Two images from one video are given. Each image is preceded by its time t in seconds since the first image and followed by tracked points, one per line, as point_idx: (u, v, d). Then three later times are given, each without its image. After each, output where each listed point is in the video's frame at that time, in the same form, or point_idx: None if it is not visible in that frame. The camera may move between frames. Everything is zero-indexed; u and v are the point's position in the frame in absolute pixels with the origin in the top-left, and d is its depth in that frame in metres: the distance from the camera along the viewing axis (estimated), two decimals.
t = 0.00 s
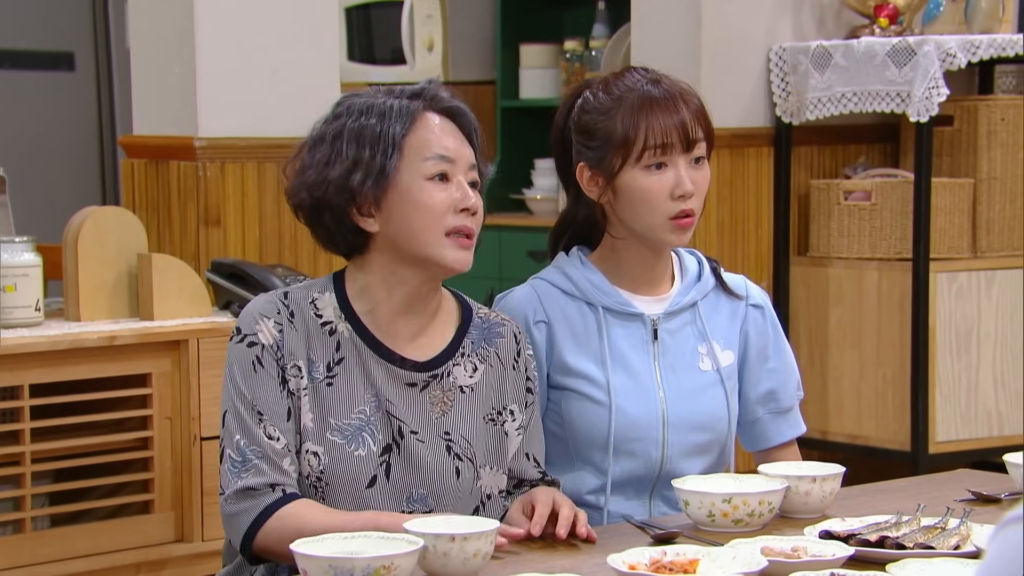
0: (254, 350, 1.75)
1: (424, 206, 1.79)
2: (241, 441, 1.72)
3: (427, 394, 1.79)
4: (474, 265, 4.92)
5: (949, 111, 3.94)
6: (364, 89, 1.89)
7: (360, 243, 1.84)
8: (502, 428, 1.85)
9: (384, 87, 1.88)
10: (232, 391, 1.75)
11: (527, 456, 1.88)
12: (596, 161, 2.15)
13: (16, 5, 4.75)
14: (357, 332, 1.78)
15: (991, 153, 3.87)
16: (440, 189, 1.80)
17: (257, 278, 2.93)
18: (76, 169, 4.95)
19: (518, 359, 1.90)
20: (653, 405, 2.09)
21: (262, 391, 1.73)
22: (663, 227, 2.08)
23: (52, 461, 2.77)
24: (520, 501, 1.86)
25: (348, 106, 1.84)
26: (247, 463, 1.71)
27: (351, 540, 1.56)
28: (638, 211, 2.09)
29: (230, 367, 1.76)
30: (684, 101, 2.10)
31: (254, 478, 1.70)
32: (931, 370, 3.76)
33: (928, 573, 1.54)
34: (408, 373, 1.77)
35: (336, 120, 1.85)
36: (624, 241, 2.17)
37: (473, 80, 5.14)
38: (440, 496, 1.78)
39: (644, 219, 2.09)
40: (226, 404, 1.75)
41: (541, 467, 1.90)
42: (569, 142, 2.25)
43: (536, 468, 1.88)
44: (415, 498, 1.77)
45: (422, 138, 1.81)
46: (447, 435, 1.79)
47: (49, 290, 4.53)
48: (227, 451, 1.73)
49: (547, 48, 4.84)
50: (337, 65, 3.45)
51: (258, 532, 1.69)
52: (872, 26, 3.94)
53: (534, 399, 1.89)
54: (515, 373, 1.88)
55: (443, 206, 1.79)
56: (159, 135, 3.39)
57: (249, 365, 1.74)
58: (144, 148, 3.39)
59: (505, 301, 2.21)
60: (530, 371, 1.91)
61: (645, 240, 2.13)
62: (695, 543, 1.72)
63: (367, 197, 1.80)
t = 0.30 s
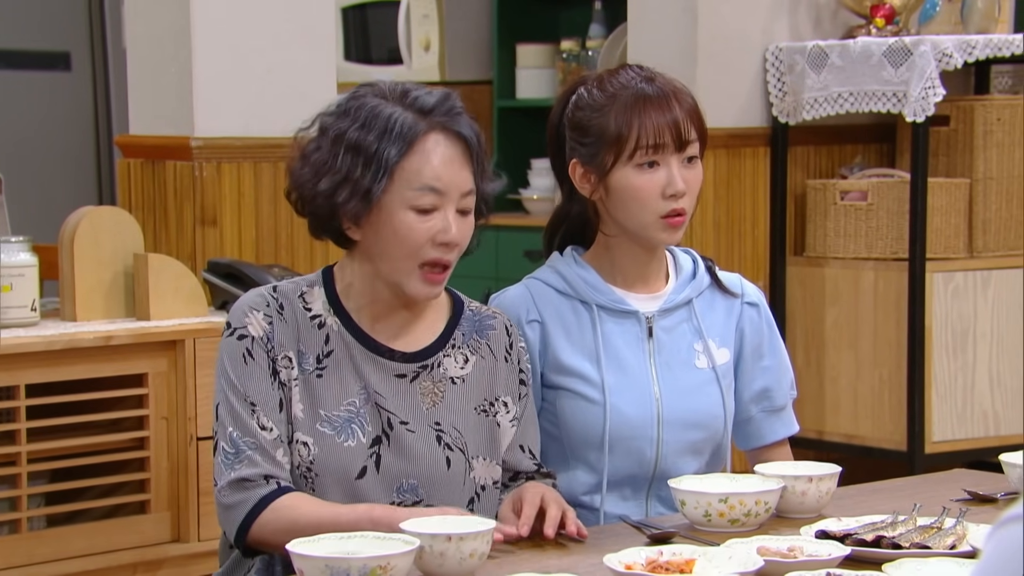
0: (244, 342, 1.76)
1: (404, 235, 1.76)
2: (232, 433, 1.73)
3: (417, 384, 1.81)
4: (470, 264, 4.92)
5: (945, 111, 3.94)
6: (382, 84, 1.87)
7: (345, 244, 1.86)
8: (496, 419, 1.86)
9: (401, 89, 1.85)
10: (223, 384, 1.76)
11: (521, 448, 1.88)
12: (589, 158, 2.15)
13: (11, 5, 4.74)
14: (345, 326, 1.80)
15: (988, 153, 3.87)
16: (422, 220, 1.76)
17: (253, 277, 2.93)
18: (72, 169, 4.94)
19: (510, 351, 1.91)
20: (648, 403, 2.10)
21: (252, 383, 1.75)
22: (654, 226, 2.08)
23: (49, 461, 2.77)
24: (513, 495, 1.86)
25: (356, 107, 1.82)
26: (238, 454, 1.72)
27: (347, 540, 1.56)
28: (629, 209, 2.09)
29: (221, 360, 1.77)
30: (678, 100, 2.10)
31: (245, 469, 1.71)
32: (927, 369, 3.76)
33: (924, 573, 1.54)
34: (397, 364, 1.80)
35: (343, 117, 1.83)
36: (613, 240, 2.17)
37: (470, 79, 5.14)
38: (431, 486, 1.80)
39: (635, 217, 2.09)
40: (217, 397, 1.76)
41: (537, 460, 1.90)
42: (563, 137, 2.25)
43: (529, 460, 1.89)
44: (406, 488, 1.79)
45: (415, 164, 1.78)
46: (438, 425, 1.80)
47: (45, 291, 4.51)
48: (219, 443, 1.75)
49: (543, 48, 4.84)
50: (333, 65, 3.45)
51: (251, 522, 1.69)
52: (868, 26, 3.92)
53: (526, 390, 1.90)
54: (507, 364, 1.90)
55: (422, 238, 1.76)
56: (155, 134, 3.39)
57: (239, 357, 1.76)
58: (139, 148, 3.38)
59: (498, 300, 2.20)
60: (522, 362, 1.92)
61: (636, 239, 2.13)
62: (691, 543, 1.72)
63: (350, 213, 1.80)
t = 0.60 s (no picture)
0: (241, 340, 1.77)
1: (397, 236, 1.77)
2: (231, 431, 1.73)
3: (416, 383, 1.81)
4: (468, 264, 4.92)
5: (942, 111, 3.94)
6: (379, 84, 1.87)
7: (341, 243, 1.86)
8: (494, 419, 1.86)
9: (398, 89, 1.86)
10: (220, 382, 1.76)
11: (519, 447, 1.88)
12: (582, 156, 2.15)
13: (8, 5, 4.72)
14: (343, 325, 1.80)
15: (985, 153, 3.87)
16: (415, 220, 1.77)
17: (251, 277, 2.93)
18: (70, 170, 4.93)
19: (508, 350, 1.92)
20: (643, 399, 2.10)
21: (251, 381, 1.75)
22: (646, 225, 2.09)
23: (46, 461, 2.77)
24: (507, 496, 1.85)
25: (352, 108, 1.82)
26: (238, 452, 1.72)
27: (344, 539, 1.56)
28: (621, 208, 2.10)
29: (218, 358, 1.77)
30: (671, 100, 2.10)
31: (245, 466, 1.71)
32: (925, 369, 3.76)
33: (921, 573, 1.54)
34: (396, 363, 1.80)
35: (339, 117, 1.84)
36: (605, 238, 2.18)
37: (468, 80, 5.14)
38: (430, 485, 1.80)
39: (626, 216, 2.10)
40: (216, 397, 1.76)
41: (536, 459, 1.90)
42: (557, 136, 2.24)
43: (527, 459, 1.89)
44: (405, 488, 1.78)
45: (408, 165, 1.78)
46: (436, 424, 1.81)
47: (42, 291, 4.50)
48: (218, 442, 1.75)
49: (541, 48, 4.84)
50: (331, 64, 3.45)
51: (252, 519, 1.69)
52: (866, 26, 3.93)
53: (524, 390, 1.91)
54: (505, 364, 1.90)
55: (416, 239, 1.76)
56: (152, 134, 3.38)
57: (237, 356, 1.76)
58: (137, 148, 3.37)
59: (492, 299, 2.20)
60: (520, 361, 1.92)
61: (628, 237, 2.13)
62: (688, 543, 1.72)
63: (344, 214, 1.81)
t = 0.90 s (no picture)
0: (262, 344, 1.76)
1: (400, 222, 1.78)
2: (277, 424, 1.72)
3: (420, 392, 1.81)
4: (468, 265, 4.92)
5: (942, 111, 3.94)
6: (370, 82, 1.88)
7: (344, 241, 1.86)
8: (496, 421, 1.87)
9: (389, 84, 1.86)
10: (246, 384, 1.75)
11: (520, 449, 1.89)
12: (576, 156, 2.16)
13: (8, 4, 4.71)
14: (350, 332, 1.80)
15: (984, 153, 3.87)
16: (417, 206, 1.78)
17: (251, 277, 2.93)
18: (70, 170, 4.92)
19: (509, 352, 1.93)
20: (642, 398, 2.11)
21: (283, 379, 1.74)
22: (640, 225, 2.10)
23: (46, 461, 2.77)
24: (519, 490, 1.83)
25: (346, 105, 1.83)
26: (287, 441, 1.70)
27: (344, 540, 1.56)
28: (615, 208, 2.10)
29: (239, 363, 1.76)
30: (664, 99, 2.11)
31: (296, 456, 1.69)
32: (925, 369, 3.76)
33: (921, 573, 1.54)
34: (400, 373, 1.80)
35: (335, 115, 1.84)
36: (600, 237, 2.19)
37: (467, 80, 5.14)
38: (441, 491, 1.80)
39: (620, 216, 2.10)
40: (250, 396, 1.74)
41: (535, 460, 1.90)
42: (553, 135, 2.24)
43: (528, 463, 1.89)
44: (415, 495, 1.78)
45: (407, 150, 1.79)
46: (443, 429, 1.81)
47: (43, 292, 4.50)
48: (262, 437, 1.72)
49: (540, 48, 4.83)
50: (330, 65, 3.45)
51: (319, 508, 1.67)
52: (865, 26, 3.92)
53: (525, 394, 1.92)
54: (506, 367, 1.91)
55: (419, 224, 1.77)
56: (152, 134, 3.38)
57: (262, 357, 1.75)
58: (137, 148, 3.37)
59: (488, 299, 2.20)
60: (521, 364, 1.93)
61: (622, 237, 2.14)
62: (688, 543, 1.72)
63: (346, 205, 1.81)
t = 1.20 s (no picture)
0: (278, 343, 1.75)
1: (414, 208, 1.79)
2: (307, 415, 1.70)
3: (429, 394, 1.81)
4: (467, 265, 4.91)
5: (942, 111, 3.94)
6: (366, 84, 1.89)
7: (353, 238, 1.85)
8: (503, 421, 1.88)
9: (386, 84, 1.87)
10: (264, 383, 1.74)
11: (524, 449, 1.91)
12: (574, 157, 2.16)
13: (7, 4, 4.70)
14: (360, 335, 1.79)
15: (984, 153, 3.87)
16: (431, 191, 1.79)
17: (250, 277, 2.93)
18: (70, 170, 4.91)
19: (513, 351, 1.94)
20: (646, 396, 2.11)
21: (305, 373, 1.73)
22: (638, 228, 2.10)
23: (46, 461, 2.77)
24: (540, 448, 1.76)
25: (346, 103, 1.83)
26: (319, 430, 1.69)
27: (344, 540, 1.56)
28: (613, 210, 2.11)
29: (254, 363, 1.75)
30: (662, 99, 2.11)
31: (333, 442, 1.67)
32: (925, 369, 3.76)
33: (921, 573, 1.54)
34: (410, 376, 1.80)
35: (337, 115, 1.85)
36: (600, 239, 2.19)
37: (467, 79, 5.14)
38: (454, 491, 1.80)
39: (619, 219, 2.11)
40: (271, 394, 1.73)
41: (537, 459, 1.92)
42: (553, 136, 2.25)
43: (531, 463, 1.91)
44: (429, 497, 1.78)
45: (415, 137, 1.81)
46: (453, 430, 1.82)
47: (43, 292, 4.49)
48: (291, 431, 1.70)
49: (540, 48, 4.83)
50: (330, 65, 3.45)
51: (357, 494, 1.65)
52: (865, 26, 3.92)
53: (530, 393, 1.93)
54: (511, 366, 1.92)
55: (433, 209, 1.78)
56: (152, 134, 3.38)
57: (279, 354, 1.74)
58: (137, 148, 3.37)
59: (491, 300, 2.20)
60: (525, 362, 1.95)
61: (621, 239, 2.14)
62: (688, 543, 1.72)
63: (358, 196, 1.81)
